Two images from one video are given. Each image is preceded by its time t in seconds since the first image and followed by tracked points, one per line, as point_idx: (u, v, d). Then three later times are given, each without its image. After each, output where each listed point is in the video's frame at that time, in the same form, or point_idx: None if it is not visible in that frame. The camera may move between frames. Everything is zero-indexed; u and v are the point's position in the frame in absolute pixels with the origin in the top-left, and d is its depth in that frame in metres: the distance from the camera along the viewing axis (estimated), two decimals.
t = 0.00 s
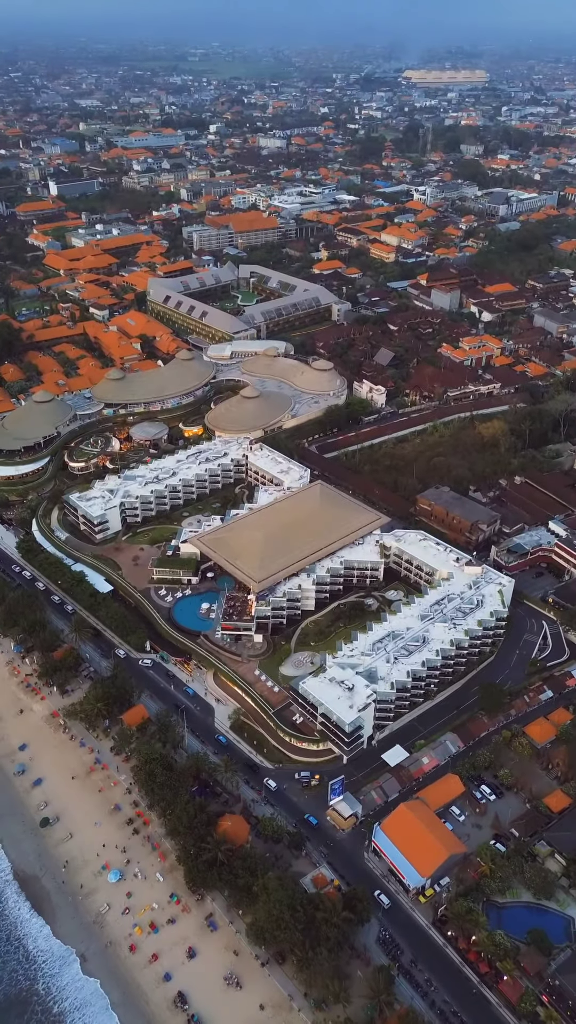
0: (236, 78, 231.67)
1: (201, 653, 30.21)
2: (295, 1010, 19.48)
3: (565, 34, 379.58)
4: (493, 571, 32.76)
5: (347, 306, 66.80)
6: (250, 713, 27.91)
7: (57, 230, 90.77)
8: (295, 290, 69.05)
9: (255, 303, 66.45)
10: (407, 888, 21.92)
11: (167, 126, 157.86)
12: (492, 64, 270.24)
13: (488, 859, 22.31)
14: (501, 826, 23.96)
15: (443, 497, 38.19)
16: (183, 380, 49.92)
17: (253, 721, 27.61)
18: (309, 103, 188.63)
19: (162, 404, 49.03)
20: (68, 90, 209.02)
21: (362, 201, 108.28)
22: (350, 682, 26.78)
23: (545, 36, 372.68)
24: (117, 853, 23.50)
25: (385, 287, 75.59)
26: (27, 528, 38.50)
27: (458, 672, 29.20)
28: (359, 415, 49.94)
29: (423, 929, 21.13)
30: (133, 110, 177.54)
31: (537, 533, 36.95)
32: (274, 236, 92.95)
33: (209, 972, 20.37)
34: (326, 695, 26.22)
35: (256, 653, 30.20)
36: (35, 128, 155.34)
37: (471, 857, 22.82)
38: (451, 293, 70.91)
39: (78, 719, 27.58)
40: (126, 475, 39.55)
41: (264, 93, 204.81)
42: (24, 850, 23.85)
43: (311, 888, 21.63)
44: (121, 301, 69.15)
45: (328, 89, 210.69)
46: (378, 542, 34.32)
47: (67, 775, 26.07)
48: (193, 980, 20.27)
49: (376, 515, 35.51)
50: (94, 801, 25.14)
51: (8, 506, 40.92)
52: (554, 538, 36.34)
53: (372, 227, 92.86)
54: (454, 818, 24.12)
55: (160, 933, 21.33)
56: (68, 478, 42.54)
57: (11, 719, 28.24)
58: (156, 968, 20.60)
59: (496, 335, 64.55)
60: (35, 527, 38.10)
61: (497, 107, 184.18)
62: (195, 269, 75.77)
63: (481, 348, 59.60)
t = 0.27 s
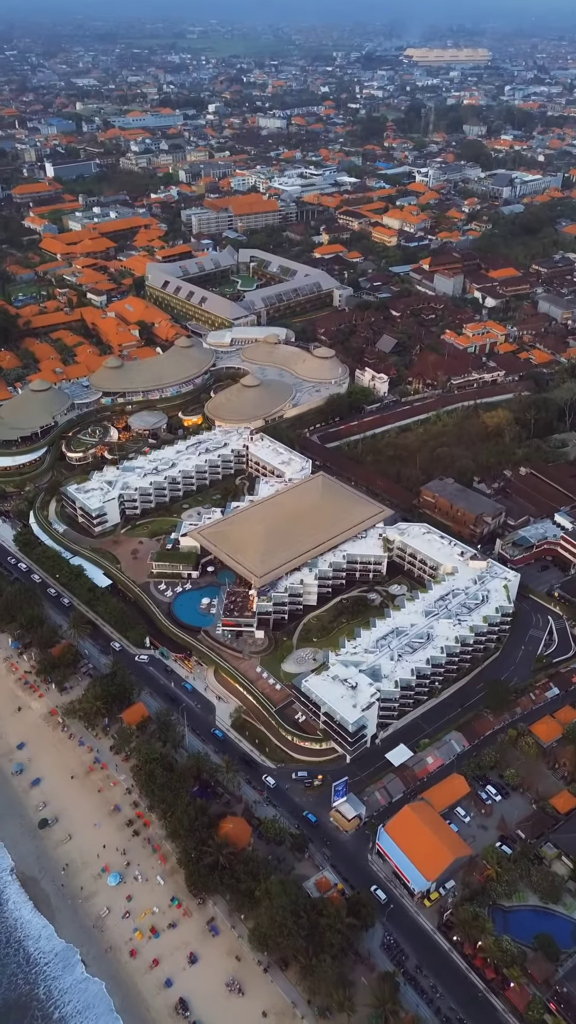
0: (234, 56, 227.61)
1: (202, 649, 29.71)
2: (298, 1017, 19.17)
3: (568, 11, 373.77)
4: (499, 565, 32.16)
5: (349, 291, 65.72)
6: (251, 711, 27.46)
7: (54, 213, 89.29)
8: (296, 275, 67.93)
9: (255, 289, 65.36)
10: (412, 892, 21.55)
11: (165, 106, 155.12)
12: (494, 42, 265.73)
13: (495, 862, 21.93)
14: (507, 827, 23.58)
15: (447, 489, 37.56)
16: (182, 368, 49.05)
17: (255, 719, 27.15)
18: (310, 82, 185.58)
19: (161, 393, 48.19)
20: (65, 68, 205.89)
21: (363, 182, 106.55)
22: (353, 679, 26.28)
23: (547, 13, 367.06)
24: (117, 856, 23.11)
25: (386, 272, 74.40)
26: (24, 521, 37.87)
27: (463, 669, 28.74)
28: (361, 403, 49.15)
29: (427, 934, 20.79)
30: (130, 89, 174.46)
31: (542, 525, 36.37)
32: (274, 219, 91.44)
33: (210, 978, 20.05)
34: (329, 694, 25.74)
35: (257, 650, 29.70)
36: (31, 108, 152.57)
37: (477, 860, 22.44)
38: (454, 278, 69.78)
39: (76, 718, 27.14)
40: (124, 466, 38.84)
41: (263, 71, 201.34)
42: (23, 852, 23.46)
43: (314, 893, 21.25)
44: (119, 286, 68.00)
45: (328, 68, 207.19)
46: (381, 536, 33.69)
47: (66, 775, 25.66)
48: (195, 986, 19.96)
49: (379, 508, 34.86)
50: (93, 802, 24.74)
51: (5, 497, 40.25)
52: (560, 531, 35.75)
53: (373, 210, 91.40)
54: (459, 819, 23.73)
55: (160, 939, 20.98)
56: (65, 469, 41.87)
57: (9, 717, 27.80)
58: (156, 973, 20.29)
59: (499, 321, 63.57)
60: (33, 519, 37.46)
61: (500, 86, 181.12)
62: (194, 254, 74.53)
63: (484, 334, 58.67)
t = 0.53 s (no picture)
0: (233, 34, 223.44)
1: (202, 645, 29.24)
2: None
3: None
4: (504, 559, 31.60)
5: (350, 276, 64.63)
6: (253, 710, 27.03)
7: (50, 195, 87.74)
8: (297, 259, 66.76)
9: (255, 274, 64.25)
10: (417, 895, 21.20)
11: (163, 85, 152.28)
12: (497, 20, 261.21)
13: (501, 865, 21.55)
14: (513, 828, 23.21)
15: (451, 480, 36.94)
16: (181, 355, 48.20)
17: (256, 718, 26.72)
18: (310, 60, 182.30)
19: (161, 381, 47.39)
20: (61, 46, 202.01)
21: (364, 164, 104.72)
22: (356, 678, 25.81)
23: None
24: (117, 858, 22.76)
25: (389, 256, 73.21)
26: (22, 513, 37.27)
27: (467, 666, 28.28)
28: (363, 392, 48.39)
29: (433, 938, 20.48)
30: (128, 67, 171.30)
31: (548, 518, 35.76)
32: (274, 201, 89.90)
33: (212, 983, 19.75)
34: (332, 693, 25.28)
35: (259, 646, 29.24)
36: (26, 87, 149.85)
37: (483, 863, 22.08)
38: (457, 263, 68.60)
39: (75, 716, 26.70)
40: (123, 457, 38.15)
41: (263, 49, 197.58)
42: (21, 854, 23.10)
43: (318, 898, 20.90)
44: (117, 271, 66.85)
45: (329, 46, 203.40)
46: (384, 529, 33.10)
47: (65, 775, 25.26)
48: (197, 991, 19.65)
49: (383, 501, 34.24)
50: (93, 802, 24.37)
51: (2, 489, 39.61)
52: (566, 524, 35.15)
53: (375, 193, 89.90)
54: (464, 821, 23.34)
55: (161, 943, 20.66)
56: (63, 459, 41.21)
57: (7, 715, 27.37)
58: (158, 978, 19.98)
59: (503, 307, 62.56)
60: (30, 512, 36.86)
61: (503, 65, 177.96)
62: (193, 237, 73.25)
63: (488, 321, 57.72)
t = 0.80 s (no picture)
0: (232, 11, 219.24)
1: (203, 642, 28.76)
2: None
3: None
4: (511, 554, 31.02)
5: (352, 261, 63.50)
6: (255, 709, 26.59)
7: (47, 177, 86.15)
8: (297, 244, 65.56)
9: (256, 258, 63.10)
10: (423, 900, 20.87)
11: (160, 63, 149.37)
12: None
13: (508, 869, 21.20)
14: (520, 830, 22.87)
15: (456, 472, 36.30)
16: (181, 343, 47.32)
17: (259, 717, 26.30)
18: (310, 38, 178.87)
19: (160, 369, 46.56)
20: (56, 22, 198.13)
21: (366, 144, 102.86)
22: (360, 677, 25.33)
23: None
24: (117, 861, 22.40)
25: (391, 239, 71.98)
26: (20, 506, 36.65)
27: (473, 663, 27.82)
28: (366, 380, 47.59)
29: (439, 944, 20.17)
30: (125, 45, 168.03)
31: (555, 510, 35.15)
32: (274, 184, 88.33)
33: (214, 990, 19.46)
34: (335, 693, 24.80)
35: (260, 643, 28.78)
36: (22, 65, 147.03)
37: (490, 866, 21.74)
38: (461, 247, 67.38)
39: (74, 715, 26.27)
40: (122, 448, 37.45)
41: (262, 26, 193.82)
42: (20, 857, 22.74)
43: (322, 903, 20.56)
44: (114, 255, 65.69)
45: (329, 23, 199.57)
46: (388, 523, 32.50)
47: (65, 775, 24.86)
48: (199, 998, 19.35)
49: (386, 494, 33.61)
50: (93, 803, 23.99)
51: None
52: (573, 517, 34.54)
53: (377, 174, 88.31)
54: (470, 823, 22.95)
55: (163, 949, 20.33)
56: (61, 450, 40.51)
57: (5, 714, 26.93)
58: (159, 985, 19.67)
59: (508, 293, 61.50)
60: (27, 504, 36.23)
61: (507, 42, 174.64)
62: (192, 221, 71.96)
63: (493, 307, 56.73)
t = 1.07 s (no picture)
0: None
1: (204, 642, 28.29)
2: None
3: None
4: (517, 551, 30.45)
5: (354, 248, 62.46)
6: (257, 710, 26.15)
7: (43, 161, 84.64)
8: (299, 230, 64.46)
9: (256, 245, 62.03)
10: (429, 907, 20.52)
11: (159, 43, 146.71)
12: None
13: (516, 876, 20.84)
14: (527, 835, 22.50)
15: (460, 466, 35.68)
16: (181, 332, 46.46)
17: (261, 719, 25.85)
18: (310, 17, 175.75)
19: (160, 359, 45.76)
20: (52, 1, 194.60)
21: (368, 128, 101.10)
22: (365, 678, 24.84)
23: None
24: (118, 867, 22.02)
25: (394, 225, 70.80)
26: (17, 500, 36.04)
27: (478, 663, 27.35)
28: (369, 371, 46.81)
29: (445, 952, 19.84)
30: (122, 25, 165.10)
31: (562, 505, 34.54)
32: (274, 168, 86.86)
33: (217, 1000, 19.12)
34: (339, 694, 24.32)
35: (263, 643, 28.30)
36: (18, 46, 144.46)
37: (497, 872, 21.39)
38: (464, 233, 66.25)
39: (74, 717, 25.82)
40: (121, 441, 36.77)
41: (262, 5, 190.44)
42: (20, 863, 22.35)
43: (326, 911, 20.20)
44: (113, 241, 64.60)
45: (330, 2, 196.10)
46: (392, 519, 31.92)
47: (64, 778, 24.45)
48: (201, 1009, 19.03)
49: (390, 489, 32.98)
50: (93, 807, 23.60)
51: None
52: None
53: (379, 158, 86.82)
54: (477, 828, 22.57)
55: (165, 958, 19.98)
56: (59, 443, 39.85)
57: (3, 714, 26.49)
58: (161, 995, 19.34)
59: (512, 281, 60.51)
60: (25, 499, 35.61)
61: (511, 22, 171.66)
62: (191, 206, 70.74)
63: (497, 295, 55.81)
